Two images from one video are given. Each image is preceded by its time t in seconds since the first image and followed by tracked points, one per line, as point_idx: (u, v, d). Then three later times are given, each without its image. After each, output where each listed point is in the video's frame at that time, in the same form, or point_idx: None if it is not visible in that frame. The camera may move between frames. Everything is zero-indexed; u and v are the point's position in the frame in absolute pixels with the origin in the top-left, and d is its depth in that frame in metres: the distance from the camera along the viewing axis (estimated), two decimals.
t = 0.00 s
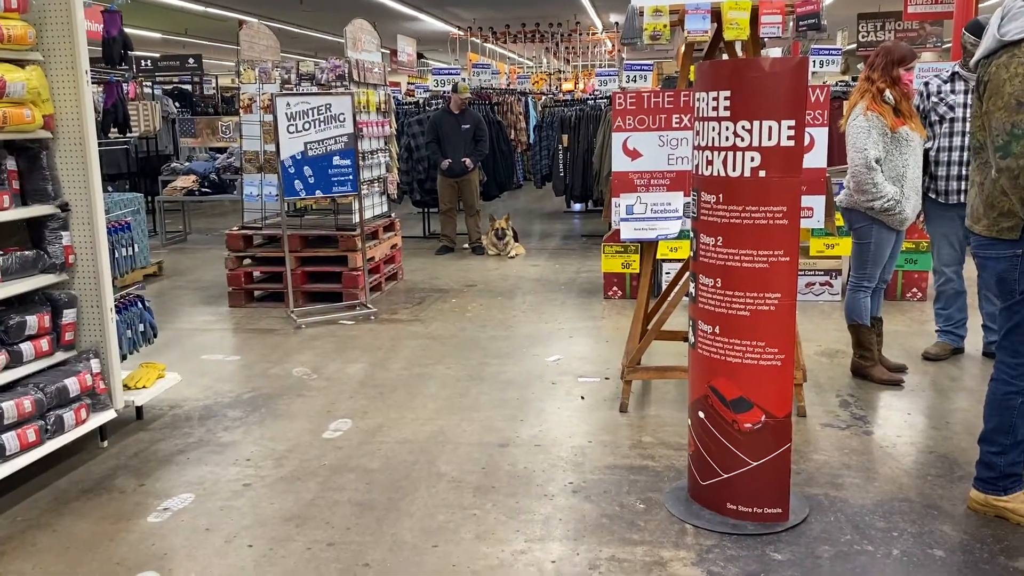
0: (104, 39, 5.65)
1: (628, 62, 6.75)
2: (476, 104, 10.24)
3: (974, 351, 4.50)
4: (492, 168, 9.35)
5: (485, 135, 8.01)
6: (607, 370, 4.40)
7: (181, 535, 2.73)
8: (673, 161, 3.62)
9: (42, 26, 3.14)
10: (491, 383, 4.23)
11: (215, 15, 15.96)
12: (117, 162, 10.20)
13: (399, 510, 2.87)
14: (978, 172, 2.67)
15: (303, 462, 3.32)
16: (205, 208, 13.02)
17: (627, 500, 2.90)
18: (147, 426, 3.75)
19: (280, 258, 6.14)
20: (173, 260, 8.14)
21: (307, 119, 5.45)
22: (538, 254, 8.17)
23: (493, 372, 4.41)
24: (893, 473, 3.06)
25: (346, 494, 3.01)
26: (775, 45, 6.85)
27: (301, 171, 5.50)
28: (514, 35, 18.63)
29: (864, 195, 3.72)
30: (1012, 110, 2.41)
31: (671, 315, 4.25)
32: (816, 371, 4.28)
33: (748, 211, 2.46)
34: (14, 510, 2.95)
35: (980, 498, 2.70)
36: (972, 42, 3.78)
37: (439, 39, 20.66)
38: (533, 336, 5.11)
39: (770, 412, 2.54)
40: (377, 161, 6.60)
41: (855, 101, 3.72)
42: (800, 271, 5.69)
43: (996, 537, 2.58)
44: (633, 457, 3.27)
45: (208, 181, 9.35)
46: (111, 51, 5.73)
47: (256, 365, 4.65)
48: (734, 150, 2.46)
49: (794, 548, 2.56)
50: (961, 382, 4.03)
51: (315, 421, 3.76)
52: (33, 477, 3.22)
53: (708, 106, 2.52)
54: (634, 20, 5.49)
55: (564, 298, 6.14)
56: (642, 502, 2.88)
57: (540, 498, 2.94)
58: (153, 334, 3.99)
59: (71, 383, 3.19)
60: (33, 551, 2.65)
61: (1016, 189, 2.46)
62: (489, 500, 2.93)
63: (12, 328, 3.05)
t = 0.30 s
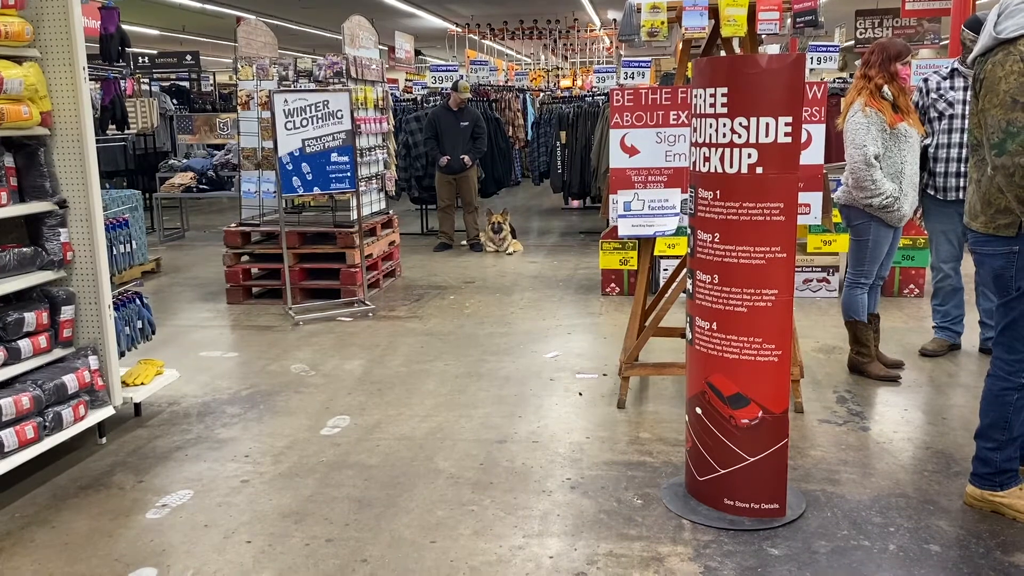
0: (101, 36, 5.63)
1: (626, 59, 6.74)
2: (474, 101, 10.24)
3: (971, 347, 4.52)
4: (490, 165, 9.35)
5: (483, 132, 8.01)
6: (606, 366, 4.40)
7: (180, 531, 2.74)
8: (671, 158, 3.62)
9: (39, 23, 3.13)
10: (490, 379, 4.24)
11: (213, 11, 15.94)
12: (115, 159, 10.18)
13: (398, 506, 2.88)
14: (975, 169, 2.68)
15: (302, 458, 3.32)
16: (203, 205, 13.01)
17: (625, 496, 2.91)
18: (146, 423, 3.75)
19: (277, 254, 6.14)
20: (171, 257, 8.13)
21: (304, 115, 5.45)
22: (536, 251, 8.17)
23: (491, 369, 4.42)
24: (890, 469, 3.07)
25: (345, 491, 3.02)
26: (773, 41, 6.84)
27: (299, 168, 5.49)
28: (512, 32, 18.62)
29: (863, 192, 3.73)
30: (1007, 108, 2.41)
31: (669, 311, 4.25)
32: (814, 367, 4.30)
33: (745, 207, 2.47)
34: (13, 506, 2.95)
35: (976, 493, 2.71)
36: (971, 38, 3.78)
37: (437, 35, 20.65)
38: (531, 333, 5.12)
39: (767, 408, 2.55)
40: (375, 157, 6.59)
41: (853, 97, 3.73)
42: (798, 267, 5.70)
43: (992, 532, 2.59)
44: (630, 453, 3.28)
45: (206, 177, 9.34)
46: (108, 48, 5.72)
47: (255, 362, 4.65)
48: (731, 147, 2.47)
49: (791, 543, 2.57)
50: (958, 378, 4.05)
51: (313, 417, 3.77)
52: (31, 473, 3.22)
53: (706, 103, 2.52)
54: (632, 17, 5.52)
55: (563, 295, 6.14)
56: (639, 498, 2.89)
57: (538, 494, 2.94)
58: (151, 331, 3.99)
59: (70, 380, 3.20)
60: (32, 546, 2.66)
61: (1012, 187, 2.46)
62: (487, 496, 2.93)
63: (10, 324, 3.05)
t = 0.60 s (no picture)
0: (99, 34, 5.62)
1: (624, 56, 6.74)
2: (472, 99, 10.24)
3: (968, 345, 4.53)
4: (488, 163, 9.35)
5: (481, 130, 7.98)
6: (603, 364, 4.41)
7: (178, 530, 2.75)
8: (668, 157, 3.63)
9: (36, 21, 3.13)
10: (488, 377, 4.25)
11: (211, 9, 15.92)
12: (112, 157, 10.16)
13: (396, 504, 2.88)
14: (973, 168, 2.69)
15: (300, 456, 3.33)
16: (200, 203, 13.00)
17: (622, 494, 2.92)
18: (144, 421, 3.75)
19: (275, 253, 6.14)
20: (169, 256, 8.13)
21: (302, 114, 5.45)
22: (534, 248, 8.18)
23: (489, 367, 4.42)
24: (886, 466, 3.09)
25: (343, 489, 3.03)
26: (771, 39, 6.84)
27: (297, 166, 5.50)
28: (509, 30, 18.61)
29: (862, 191, 3.74)
30: (1004, 107, 2.42)
31: (667, 309, 4.26)
32: (811, 364, 4.31)
33: (742, 206, 2.48)
34: (11, 504, 2.95)
35: (972, 491, 2.73)
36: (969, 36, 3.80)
37: (435, 33, 20.63)
38: (529, 331, 5.12)
39: (764, 406, 2.56)
40: (372, 155, 6.59)
41: (852, 96, 3.73)
42: (795, 265, 5.71)
43: (988, 529, 2.60)
44: (628, 451, 3.29)
45: (203, 175, 9.33)
46: (105, 46, 5.70)
47: (253, 360, 4.65)
48: (728, 146, 2.47)
49: (788, 540, 2.58)
50: (954, 375, 4.06)
51: (311, 415, 3.78)
52: (29, 472, 3.22)
53: (703, 101, 2.53)
54: (627, 13, 5.60)
55: (560, 293, 6.15)
56: (637, 496, 2.90)
57: (536, 492, 2.95)
58: (149, 329, 3.99)
59: (68, 378, 3.20)
60: (31, 545, 2.66)
61: (1008, 186, 2.47)
62: (485, 494, 2.94)
63: (8, 323, 3.05)
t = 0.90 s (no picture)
0: (97, 33, 5.61)
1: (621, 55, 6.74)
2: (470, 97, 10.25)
3: (964, 342, 4.55)
4: (486, 161, 9.36)
5: (479, 128, 7.97)
6: (601, 362, 4.42)
7: (177, 527, 2.75)
8: (665, 155, 3.63)
9: (33, 19, 3.13)
10: (486, 375, 4.25)
11: (208, 8, 15.91)
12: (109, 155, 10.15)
13: (394, 502, 2.89)
14: (967, 167, 2.69)
15: (299, 454, 3.33)
16: (198, 202, 13.00)
17: (620, 491, 2.93)
18: (142, 420, 3.76)
19: (273, 251, 6.14)
20: (166, 254, 8.13)
21: (299, 112, 5.45)
22: (531, 247, 8.18)
23: (487, 365, 4.43)
24: (882, 463, 3.10)
25: (341, 486, 3.03)
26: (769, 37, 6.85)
27: (294, 164, 5.49)
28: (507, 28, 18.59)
29: (861, 189, 3.75)
30: (998, 106, 2.44)
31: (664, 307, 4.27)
32: (808, 362, 4.32)
33: (739, 205, 2.49)
34: (10, 502, 2.96)
35: (968, 488, 2.74)
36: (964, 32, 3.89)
37: (433, 31, 20.62)
38: (527, 329, 5.13)
39: (761, 403, 2.57)
40: (370, 153, 6.59)
41: (852, 95, 3.73)
42: (792, 263, 5.72)
43: (983, 526, 2.62)
44: (625, 448, 3.30)
45: (200, 174, 9.32)
46: (103, 45, 5.70)
47: (251, 358, 4.65)
48: (725, 144, 2.48)
49: (785, 538, 2.59)
50: (951, 373, 4.08)
51: (309, 414, 3.78)
52: (27, 470, 3.23)
53: (700, 100, 2.53)
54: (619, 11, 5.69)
55: (558, 291, 6.16)
56: (634, 493, 2.91)
57: (534, 490, 2.96)
58: (147, 327, 3.99)
59: (66, 377, 3.20)
60: (31, 543, 2.66)
61: (1002, 184, 2.49)
62: (483, 492, 2.95)
63: (6, 321, 3.05)
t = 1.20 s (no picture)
0: (94, 32, 5.59)
1: (619, 54, 6.74)
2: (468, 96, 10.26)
3: (962, 341, 4.55)
4: (484, 160, 9.36)
5: (477, 127, 7.97)
6: (599, 362, 4.42)
7: (175, 527, 2.75)
8: (663, 155, 3.63)
9: (31, 20, 3.13)
10: (484, 375, 4.25)
11: (205, 6, 15.88)
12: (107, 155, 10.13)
13: (392, 502, 2.89)
14: (965, 167, 2.70)
15: (297, 454, 3.33)
16: (196, 201, 12.98)
17: (618, 491, 2.93)
18: (140, 419, 3.75)
19: (270, 251, 6.13)
20: (164, 253, 8.12)
21: (297, 111, 5.44)
22: (529, 246, 8.18)
23: (485, 364, 4.43)
24: (881, 463, 3.10)
25: (339, 486, 3.03)
26: (766, 36, 6.85)
27: (292, 164, 5.49)
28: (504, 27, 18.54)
29: (858, 189, 3.76)
30: (995, 106, 2.44)
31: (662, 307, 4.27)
32: (806, 361, 4.32)
33: (737, 204, 2.49)
34: (7, 502, 2.95)
35: (966, 487, 2.74)
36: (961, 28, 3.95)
37: (430, 30, 20.60)
38: (526, 328, 5.13)
39: (759, 403, 2.57)
40: (368, 153, 6.59)
41: (849, 95, 3.74)
42: (790, 262, 5.73)
43: (982, 525, 2.62)
44: (624, 448, 3.30)
45: (198, 173, 9.30)
46: (100, 44, 5.67)
47: (249, 358, 4.65)
48: (723, 144, 2.48)
49: (783, 537, 2.59)
50: (949, 372, 4.08)
51: (308, 413, 3.78)
52: (25, 470, 3.22)
53: (698, 99, 2.53)
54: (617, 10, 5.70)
55: (556, 290, 6.16)
56: (633, 493, 2.91)
57: (533, 489, 2.96)
58: (145, 327, 3.98)
59: (64, 377, 3.20)
60: (29, 543, 2.66)
61: (1001, 183, 2.49)
62: (482, 492, 2.95)
63: (4, 321, 3.05)
